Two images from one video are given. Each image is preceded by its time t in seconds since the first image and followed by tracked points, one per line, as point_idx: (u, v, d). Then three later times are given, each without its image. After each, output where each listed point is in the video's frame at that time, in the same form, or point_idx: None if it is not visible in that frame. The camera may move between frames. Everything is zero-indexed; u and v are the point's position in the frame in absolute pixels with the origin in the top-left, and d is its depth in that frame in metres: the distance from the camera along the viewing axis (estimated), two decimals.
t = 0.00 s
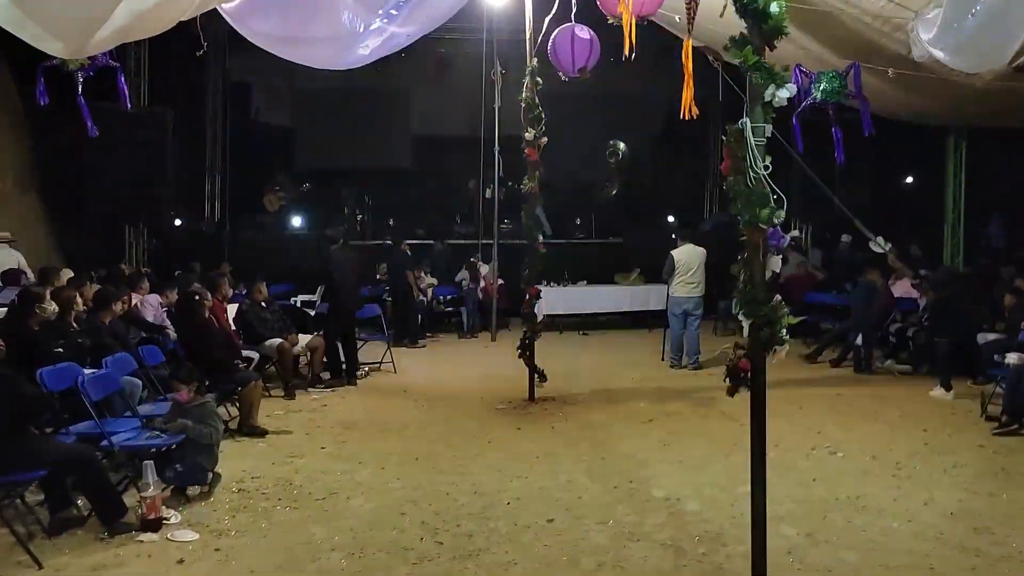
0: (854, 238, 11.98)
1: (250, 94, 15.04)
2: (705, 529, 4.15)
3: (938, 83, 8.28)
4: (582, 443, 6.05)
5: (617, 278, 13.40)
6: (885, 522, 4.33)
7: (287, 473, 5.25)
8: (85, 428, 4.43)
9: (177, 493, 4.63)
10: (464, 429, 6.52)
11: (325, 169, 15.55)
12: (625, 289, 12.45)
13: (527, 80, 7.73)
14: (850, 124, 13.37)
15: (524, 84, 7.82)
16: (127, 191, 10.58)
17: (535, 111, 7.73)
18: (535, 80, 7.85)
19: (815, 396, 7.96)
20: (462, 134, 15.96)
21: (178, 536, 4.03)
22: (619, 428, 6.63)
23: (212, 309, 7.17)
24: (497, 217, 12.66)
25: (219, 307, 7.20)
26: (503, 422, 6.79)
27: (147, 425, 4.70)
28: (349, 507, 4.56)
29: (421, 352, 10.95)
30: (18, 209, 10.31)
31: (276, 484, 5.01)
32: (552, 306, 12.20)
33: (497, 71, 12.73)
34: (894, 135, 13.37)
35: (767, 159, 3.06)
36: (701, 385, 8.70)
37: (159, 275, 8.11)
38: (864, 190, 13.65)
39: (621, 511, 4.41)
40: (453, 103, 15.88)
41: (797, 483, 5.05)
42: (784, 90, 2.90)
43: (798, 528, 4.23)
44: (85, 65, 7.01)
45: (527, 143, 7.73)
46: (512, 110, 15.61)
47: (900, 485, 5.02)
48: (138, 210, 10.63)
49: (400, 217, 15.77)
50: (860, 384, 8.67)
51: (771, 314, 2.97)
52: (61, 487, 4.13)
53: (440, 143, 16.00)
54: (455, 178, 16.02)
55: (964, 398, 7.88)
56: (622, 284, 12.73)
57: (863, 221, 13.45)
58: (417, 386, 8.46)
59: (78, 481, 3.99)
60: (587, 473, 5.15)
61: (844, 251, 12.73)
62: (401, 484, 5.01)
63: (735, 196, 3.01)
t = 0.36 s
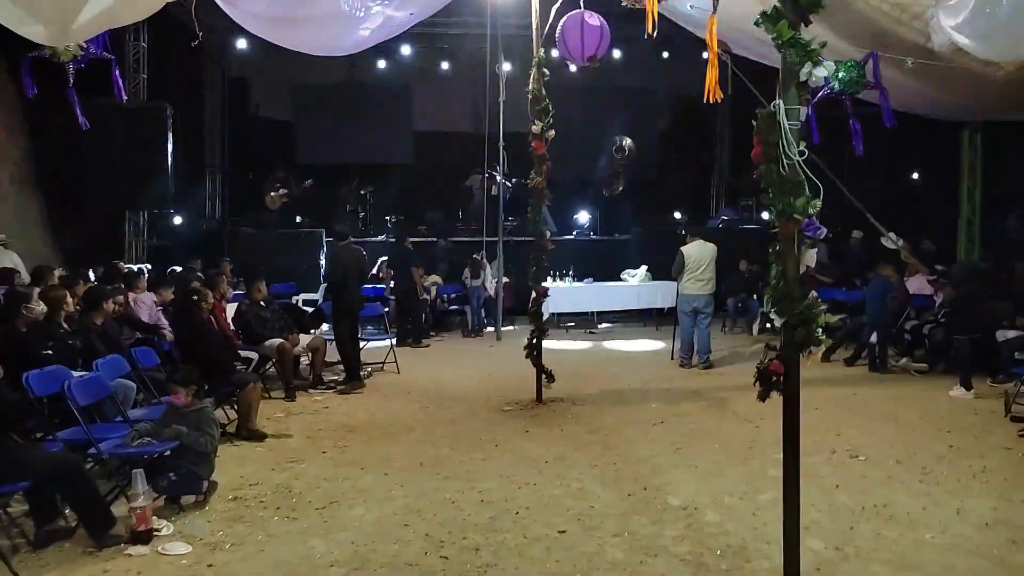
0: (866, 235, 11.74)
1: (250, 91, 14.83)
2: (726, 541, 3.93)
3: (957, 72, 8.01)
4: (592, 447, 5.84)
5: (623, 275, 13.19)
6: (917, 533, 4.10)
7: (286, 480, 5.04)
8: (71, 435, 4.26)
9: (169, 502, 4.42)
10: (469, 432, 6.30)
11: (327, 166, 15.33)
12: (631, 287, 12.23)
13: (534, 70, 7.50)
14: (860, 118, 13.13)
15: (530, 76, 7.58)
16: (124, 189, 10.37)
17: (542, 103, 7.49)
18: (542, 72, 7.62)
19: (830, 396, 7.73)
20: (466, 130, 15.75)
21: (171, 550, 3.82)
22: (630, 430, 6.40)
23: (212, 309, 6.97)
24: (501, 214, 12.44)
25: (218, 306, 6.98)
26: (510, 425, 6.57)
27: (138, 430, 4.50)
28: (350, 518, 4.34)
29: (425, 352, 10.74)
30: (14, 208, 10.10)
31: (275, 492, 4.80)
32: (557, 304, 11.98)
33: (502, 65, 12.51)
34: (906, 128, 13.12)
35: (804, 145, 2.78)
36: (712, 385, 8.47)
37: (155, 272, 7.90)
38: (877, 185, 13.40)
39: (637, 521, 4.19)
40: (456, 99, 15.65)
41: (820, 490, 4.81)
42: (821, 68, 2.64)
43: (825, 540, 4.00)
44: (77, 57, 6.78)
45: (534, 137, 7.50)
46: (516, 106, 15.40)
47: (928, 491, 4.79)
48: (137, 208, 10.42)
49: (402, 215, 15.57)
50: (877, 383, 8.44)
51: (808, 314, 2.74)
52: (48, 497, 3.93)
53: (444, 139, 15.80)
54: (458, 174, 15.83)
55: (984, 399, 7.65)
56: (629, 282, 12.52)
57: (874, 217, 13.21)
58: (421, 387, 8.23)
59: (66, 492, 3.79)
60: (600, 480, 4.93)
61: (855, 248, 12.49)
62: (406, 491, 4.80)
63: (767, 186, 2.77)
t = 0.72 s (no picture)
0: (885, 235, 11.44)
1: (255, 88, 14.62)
2: (752, 566, 3.67)
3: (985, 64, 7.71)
4: (606, 458, 5.58)
5: (634, 275, 12.92)
6: (956, 557, 3.84)
7: (285, 494, 4.80)
8: (56, 448, 4.04)
9: (160, 520, 4.19)
10: (477, 441, 6.05)
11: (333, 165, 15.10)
12: (643, 287, 11.97)
13: (545, 65, 7.24)
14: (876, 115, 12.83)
15: (540, 70, 7.33)
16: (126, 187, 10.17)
17: (552, 98, 7.24)
18: (553, 67, 7.36)
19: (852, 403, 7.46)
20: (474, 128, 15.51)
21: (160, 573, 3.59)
22: (645, 439, 6.15)
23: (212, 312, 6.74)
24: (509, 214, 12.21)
25: (218, 309, 6.73)
26: (519, 433, 6.33)
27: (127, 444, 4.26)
28: (350, 537, 4.10)
29: (432, 354, 10.51)
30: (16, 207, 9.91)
31: (273, 507, 4.57)
32: (567, 305, 11.73)
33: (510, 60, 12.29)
34: (924, 125, 12.81)
35: (848, 140, 2.51)
36: (729, 390, 8.20)
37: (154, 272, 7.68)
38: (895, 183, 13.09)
39: (656, 543, 3.93)
40: (464, 97, 15.42)
41: (847, 507, 4.55)
42: (867, 52, 2.38)
43: (858, 565, 3.74)
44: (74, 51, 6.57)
45: (544, 133, 7.24)
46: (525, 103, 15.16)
47: (964, 509, 4.51)
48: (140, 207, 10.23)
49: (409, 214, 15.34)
50: (899, 388, 8.16)
51: (852, 327, 2.47)
52: (29, 517, 3.70)
53: (451, 137, 15.58)
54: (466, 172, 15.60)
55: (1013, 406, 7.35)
56: (640, 282, 12.25)
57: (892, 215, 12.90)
58: (427, 392, 7.98)
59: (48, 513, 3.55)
60: (614, 495, 4.68)
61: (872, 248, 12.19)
62: (410, 507, 4.56)
63: (805, 185, 2.52)
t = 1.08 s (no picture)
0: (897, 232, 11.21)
1: (255, 83, 14.39)
2: None
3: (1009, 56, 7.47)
4: (620, 462, 5.37)
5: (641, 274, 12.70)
6: (998, 569, 3.63)
7: (286, 500, 4.59)
8: (43, 453, 3.84)
9: (156, 529, 3.96)
10: (486, 444, 5.83)
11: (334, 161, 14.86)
12: (650, 286, 11.74)
13: (554, 56, 7.02)
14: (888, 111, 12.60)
15: (550, 61, 7.10)
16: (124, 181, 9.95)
17: (562, 90, 7.02)
18: (563, 57, 7.14)
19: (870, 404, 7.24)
20: (477, 124, 15.27)
21: None
22: (659, 442, 5.93)
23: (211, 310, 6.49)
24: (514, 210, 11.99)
25: (218, 307, 6.51)
26: (528, 435, 6.11)
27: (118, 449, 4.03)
28: (356, 546, 3.89)
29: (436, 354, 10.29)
30: (12, 201, 9.71)
31: (273, 513, 4.35)
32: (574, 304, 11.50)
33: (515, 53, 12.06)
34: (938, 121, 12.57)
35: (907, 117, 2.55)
36: (742, 391, 7.97)
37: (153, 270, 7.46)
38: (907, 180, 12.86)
39: (680, 555, 3.72)
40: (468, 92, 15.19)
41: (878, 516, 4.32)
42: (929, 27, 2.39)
43: None
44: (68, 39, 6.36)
45: (554, 125, 7.02)
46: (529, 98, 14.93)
47: (999, 517, 4.30)
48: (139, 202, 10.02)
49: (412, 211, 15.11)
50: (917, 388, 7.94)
51: (909, 323, 2.44)
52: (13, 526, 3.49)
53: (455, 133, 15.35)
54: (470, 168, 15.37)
55: None
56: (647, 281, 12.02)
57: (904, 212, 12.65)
58: (432, 392, 7.76)
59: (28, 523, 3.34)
60: (632, 503, 4.47)
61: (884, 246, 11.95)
62: (418, 514, 4.35)
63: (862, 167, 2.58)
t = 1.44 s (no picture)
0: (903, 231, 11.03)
1: (248, 83, 14.11)
2: None
3: None
4: (635, 473, 5.15)
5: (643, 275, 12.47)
6: None
7: (287, 518, 4.35)
8: (27, 475, 3.61)
9: (151, 555, 3.72)
10: (494, 455, 5.61)
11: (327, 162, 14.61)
12: (653, 287, 11.54)
13: (561, 51, 6.80)
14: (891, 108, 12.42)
15: (555, 58, 6.88)
16: (115, 184, 9.68)
17: (568, 87, 6.80)
18: (569, 54, 6.91)
19: (886, 409, 7.04)
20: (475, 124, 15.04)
21: None
22: (674, 452, 5.72)
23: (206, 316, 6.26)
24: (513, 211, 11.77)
25: (212, 314, 6.25)
26: (537, 446, 5.88)
27: (109, 469, 3.81)
28: (365, 570, 3.66)
29: (435, 359, 10.05)
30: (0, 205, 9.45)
31: (274, 534, 4.11)
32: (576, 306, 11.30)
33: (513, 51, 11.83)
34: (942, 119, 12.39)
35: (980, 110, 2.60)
36: (753, 396, 7.77)
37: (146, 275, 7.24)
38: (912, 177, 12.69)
39: None
40: (466, 91, 14.94)
41: (914, 532, 4.11)
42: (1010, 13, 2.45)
43: None
44: (55, 35, 6.12)
45: (560, 124, 6.79)
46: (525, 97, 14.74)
47: None
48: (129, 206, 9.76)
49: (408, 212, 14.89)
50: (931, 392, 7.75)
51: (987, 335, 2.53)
52: None
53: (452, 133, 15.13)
54: (466, 169, 15.15)
55: None
56: (649, 282, 11.81)
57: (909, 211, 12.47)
58: (435, 399, 7.52)
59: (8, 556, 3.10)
60: (654, 521, 4.25)
61: (889, 247, 11.77)
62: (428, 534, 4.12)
63: (935, 165, 2.63)
